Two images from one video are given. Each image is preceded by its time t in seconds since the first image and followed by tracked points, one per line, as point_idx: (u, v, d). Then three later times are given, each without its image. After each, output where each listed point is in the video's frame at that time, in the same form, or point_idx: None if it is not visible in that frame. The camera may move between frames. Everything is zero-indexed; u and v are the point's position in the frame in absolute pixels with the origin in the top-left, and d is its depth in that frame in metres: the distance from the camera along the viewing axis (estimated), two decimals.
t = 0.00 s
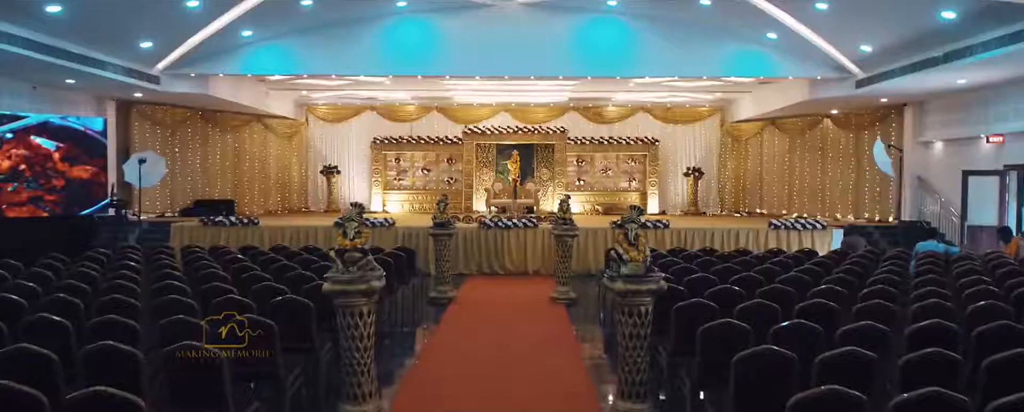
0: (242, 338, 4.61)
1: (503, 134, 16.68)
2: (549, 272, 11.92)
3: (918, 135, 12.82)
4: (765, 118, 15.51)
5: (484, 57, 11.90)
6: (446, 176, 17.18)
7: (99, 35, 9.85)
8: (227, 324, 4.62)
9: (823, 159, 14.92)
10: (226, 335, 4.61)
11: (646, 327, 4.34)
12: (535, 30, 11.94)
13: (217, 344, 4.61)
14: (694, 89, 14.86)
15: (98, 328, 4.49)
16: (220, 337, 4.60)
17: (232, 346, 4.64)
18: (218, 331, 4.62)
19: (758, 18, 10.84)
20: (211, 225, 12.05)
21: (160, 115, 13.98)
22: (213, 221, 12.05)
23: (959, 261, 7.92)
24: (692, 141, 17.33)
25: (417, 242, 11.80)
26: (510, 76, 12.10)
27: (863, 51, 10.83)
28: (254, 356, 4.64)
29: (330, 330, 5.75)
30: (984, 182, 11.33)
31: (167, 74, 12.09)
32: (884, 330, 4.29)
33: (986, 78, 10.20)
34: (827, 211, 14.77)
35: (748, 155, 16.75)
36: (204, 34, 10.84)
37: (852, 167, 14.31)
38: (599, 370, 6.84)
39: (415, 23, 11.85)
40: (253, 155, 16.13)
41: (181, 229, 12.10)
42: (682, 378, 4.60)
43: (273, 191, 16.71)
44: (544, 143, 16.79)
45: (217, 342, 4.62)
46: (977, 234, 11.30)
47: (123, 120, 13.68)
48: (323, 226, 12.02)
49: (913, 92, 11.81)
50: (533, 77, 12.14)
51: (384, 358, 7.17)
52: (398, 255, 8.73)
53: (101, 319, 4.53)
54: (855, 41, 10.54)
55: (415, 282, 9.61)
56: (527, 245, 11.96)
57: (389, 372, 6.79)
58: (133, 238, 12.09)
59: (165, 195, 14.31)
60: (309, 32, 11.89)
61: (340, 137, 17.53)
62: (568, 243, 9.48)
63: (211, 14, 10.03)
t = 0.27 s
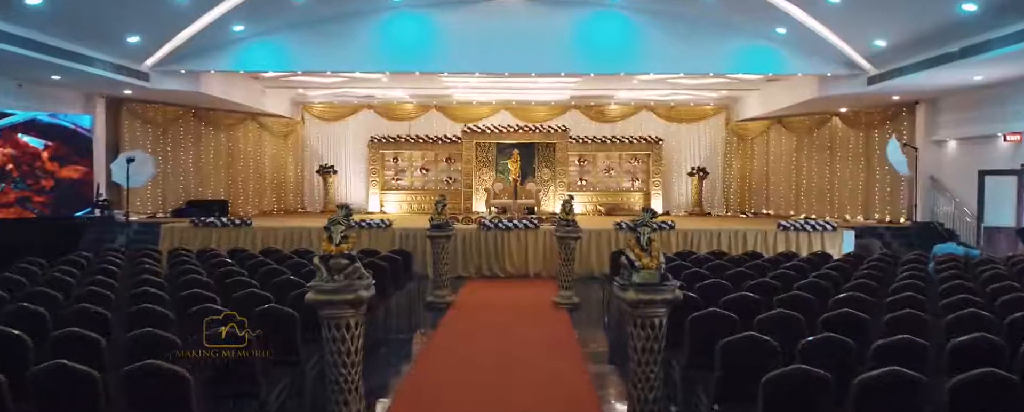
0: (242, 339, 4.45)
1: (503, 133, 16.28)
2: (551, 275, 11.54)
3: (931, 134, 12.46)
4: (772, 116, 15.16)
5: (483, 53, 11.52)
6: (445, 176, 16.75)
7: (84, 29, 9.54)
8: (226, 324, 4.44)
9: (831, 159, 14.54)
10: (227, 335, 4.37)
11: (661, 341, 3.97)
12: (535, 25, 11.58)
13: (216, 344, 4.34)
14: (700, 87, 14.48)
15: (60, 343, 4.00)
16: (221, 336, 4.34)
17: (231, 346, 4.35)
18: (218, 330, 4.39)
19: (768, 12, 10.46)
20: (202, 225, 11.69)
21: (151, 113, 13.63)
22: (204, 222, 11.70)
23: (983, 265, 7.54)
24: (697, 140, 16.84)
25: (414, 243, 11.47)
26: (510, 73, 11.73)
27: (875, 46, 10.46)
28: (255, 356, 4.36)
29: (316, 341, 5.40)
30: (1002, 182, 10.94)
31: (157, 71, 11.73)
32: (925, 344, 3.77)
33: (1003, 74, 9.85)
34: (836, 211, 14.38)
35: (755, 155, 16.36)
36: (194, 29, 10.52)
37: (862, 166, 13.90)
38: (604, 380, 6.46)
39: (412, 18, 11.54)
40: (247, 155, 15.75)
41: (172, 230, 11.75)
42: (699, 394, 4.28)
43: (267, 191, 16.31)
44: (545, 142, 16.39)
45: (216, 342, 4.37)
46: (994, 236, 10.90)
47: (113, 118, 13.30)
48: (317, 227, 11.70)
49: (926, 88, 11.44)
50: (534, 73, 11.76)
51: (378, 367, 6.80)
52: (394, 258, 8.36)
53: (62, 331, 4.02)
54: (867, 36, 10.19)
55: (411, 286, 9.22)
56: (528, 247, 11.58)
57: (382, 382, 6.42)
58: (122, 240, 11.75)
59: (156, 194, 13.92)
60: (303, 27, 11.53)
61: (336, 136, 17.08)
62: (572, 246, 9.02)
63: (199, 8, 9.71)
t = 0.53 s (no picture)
0: (242, 338, 4.43)
1: (504, 132, 15.85)
2: (554, 278, 11.13)
3: (946, 132, 12.05)
4: (779, 114, 14.77)
5: (481, 49, 11.10)
6: (444, 175, 16.31)
7: (68, 22, 9.14)
8: (225, 325, 4.38)
9: (841, 158, 14.14)
10: (226, 335, 4.37)
11: (681, 359, 3.57)
12: (536, 20, 11.16)
13: (216, 345, 4.34)
14: (706, 84, 14.08)
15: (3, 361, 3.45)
16: (220, 338, 4.34)
17: (232, 346, 4.43)
18: (217, 331, 4.36)
19: (779, 6, 10.03)
20: (191, 227, 11.28)
21: (141, 111, 13.24)
22: (194, 223, 11.28)
23: (1012, 269, 7.12)
24: (702, 139, 16.40)
25: (412, 246, 11.06)
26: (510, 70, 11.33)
27: (892, 41, 10.03)
28: (254, 356, 4.50)
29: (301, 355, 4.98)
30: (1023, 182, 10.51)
31: (145, 67, 11.34)
32: (977, 364, 3.45)
33: None
34: (846, 212, 13.97)
35: (762, 154, 15.95)
36: (183, 22, 10.12)
37: (874, 166, 13.48)
38: (612, 393, 6.03)
39: (409, 11, 11.10)
40: (240, 154, 15.34)
41: (160, 232, 11.33)
42: None
43: (262, 191, 15.89)
44: (547, 141, 15.98)
45: (216, 342, 4.33)
46: (1015, 238, 10.46)
47: (101, 116, 12.88)
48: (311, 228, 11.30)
49: (941, 85, 11.04)
50: (535, 70, 11.35)
51: (370, 377, 6.37)
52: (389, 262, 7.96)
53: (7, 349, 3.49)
54: (883, 30, 9.78)
55: (406, 291, 8.80)
56: (529, 250, 11.17)
57: (374, 395, 5.98)
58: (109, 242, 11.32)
59: (147, 194, 13.52)
60: (295, 21, 11.14)
61: (332, 134, 16.67)
62: (575, 249, 8.60)
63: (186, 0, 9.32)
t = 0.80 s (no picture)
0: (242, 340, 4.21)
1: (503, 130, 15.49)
2: (557, 281, 10.69)
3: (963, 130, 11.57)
4: (788, 112, 14.34)
5: (481, 43, 10.68)
6: (443, 175, 15.85)
7: (49, 13, 8.70)
8: (227, 324, 4.36)
9: (852, 157, 13.70)
10: (226, 335, 4.20)
11: (709, 384, 3.30)
12: (538, 14, 10.71)
13: (216, 344, 4.13)
14: (713, 80, 13.63)
15: None
16: (220, 336, 4.18)
17: (232, 346, 4.14)
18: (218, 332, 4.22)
19: None
20: (179, 228, 10.83)
21: (129, 108, 12.79)
22: (182, 224, 10.83)
23: None
24: (708, 137, 15.94)
25: (409, 248, 10.65)
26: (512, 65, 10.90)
27: (912, 34, 9.56)
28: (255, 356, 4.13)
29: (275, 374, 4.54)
30: None
31: (132, 61, 10.88)
32: None
33: None
34: (858, 213, 13.53)
35: (770, 153, 15.50)
36: (169, 15, 9.66)
37: (887, 165, 13.04)
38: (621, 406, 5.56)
39: (405, 4, 10.63)
40: (233, 152, 14.91)
41: (147, 232, 10.88)
42: None
43: (255, 191, 15.44)
44: (549, 139, 15.56)
45: (216, 342, 4.16)
46: None
47: (87, 113, 12.44)
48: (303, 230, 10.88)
49: (960, 80, 10.59)
50: (537, 65, 10.91)
51: (360, 388, 5.90)
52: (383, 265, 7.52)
53: None
54: (902, 23, 9.32)
55: (401, 297, 8.36)
56: (531, 252, 10.73)
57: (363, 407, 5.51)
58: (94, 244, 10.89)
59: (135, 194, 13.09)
60: (288, 15, 10.67)
61: (328, 132, 16.22)
62: (580, 252, 8.14)
63: None
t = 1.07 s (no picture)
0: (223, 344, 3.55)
1: (504, 128, 15.06)
2: (560, 286, 10.19)
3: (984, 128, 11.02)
4: (798, 109, 13.86)
5: (481, 36, 10.25)
6: (441, 174, 15.36)
7: (21, 2, 8.21)
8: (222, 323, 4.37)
9: (866, 155, 13.21)
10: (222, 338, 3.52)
11: None
12: (541, 5, 10.24)
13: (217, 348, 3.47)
14: (720, 75, 13.16)
15: None
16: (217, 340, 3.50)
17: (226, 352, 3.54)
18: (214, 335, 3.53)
19: None
20: (163, 229, 10.32)
21: (114, 105, 12.29)
22: (166, 225, 10.30)
23: None
24: (715, 135, 15.43)
25: (404, 251, 10.17)
26: (512, 58, 10.43)
27: (935, 24, 9.07)
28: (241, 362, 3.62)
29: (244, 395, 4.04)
30: None
31: (114, 55, 10.38)
32: None
33: None
34: (872, 214, 13.04)
35: (779, 151, 15.00)
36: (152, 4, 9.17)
37: (902, 164, 12.53)
38: None
39: None
40: (224, 151, 14.42)
41: (130, 235, 10.39)
42: None
43: (246, 191, 15.00)
44: (550, 137, 15.10)
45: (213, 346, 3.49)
46: None
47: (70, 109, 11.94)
48: (294, 232, 10.39)
49: (982, 74, 10.10)
50: (540, 59, 10.43)
51: (347, 404, 5.39)
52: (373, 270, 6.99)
53: None
54: (924, 13, 8.83)
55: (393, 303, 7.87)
56: (532, 255, 10.23)
57: None
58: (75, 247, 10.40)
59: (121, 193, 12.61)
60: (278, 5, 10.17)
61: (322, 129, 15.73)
62: (585, 256, 7.63)
63: None
